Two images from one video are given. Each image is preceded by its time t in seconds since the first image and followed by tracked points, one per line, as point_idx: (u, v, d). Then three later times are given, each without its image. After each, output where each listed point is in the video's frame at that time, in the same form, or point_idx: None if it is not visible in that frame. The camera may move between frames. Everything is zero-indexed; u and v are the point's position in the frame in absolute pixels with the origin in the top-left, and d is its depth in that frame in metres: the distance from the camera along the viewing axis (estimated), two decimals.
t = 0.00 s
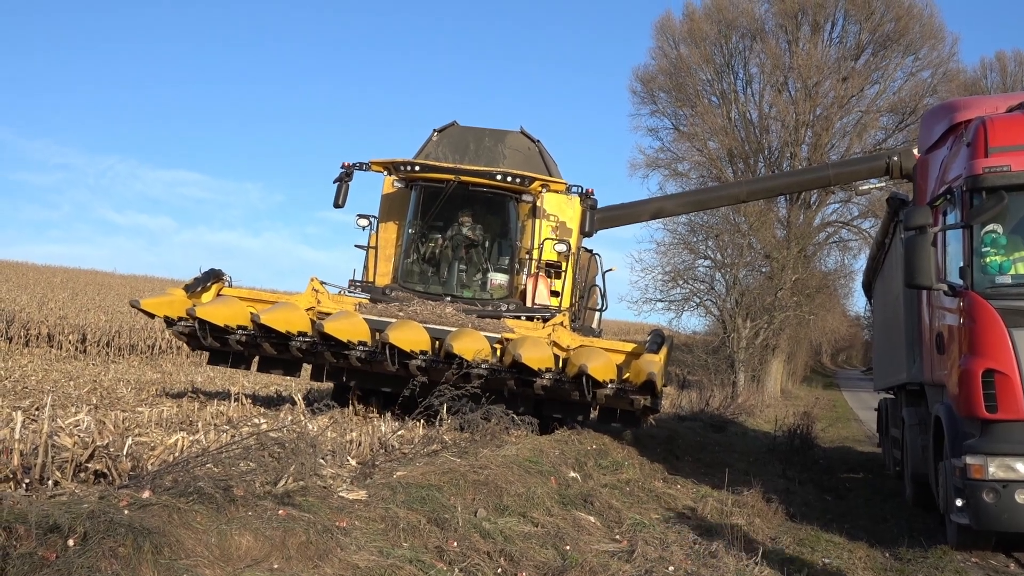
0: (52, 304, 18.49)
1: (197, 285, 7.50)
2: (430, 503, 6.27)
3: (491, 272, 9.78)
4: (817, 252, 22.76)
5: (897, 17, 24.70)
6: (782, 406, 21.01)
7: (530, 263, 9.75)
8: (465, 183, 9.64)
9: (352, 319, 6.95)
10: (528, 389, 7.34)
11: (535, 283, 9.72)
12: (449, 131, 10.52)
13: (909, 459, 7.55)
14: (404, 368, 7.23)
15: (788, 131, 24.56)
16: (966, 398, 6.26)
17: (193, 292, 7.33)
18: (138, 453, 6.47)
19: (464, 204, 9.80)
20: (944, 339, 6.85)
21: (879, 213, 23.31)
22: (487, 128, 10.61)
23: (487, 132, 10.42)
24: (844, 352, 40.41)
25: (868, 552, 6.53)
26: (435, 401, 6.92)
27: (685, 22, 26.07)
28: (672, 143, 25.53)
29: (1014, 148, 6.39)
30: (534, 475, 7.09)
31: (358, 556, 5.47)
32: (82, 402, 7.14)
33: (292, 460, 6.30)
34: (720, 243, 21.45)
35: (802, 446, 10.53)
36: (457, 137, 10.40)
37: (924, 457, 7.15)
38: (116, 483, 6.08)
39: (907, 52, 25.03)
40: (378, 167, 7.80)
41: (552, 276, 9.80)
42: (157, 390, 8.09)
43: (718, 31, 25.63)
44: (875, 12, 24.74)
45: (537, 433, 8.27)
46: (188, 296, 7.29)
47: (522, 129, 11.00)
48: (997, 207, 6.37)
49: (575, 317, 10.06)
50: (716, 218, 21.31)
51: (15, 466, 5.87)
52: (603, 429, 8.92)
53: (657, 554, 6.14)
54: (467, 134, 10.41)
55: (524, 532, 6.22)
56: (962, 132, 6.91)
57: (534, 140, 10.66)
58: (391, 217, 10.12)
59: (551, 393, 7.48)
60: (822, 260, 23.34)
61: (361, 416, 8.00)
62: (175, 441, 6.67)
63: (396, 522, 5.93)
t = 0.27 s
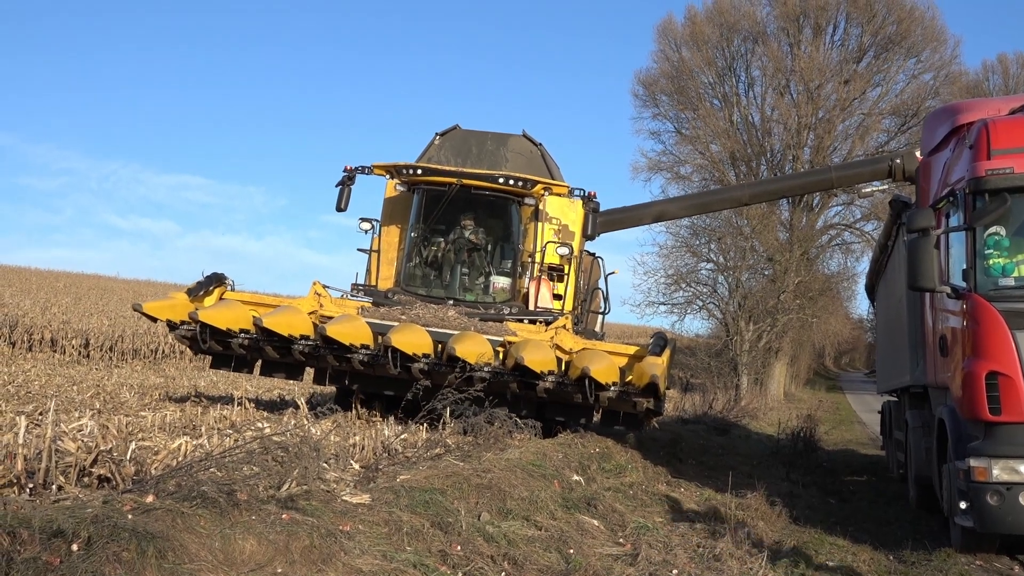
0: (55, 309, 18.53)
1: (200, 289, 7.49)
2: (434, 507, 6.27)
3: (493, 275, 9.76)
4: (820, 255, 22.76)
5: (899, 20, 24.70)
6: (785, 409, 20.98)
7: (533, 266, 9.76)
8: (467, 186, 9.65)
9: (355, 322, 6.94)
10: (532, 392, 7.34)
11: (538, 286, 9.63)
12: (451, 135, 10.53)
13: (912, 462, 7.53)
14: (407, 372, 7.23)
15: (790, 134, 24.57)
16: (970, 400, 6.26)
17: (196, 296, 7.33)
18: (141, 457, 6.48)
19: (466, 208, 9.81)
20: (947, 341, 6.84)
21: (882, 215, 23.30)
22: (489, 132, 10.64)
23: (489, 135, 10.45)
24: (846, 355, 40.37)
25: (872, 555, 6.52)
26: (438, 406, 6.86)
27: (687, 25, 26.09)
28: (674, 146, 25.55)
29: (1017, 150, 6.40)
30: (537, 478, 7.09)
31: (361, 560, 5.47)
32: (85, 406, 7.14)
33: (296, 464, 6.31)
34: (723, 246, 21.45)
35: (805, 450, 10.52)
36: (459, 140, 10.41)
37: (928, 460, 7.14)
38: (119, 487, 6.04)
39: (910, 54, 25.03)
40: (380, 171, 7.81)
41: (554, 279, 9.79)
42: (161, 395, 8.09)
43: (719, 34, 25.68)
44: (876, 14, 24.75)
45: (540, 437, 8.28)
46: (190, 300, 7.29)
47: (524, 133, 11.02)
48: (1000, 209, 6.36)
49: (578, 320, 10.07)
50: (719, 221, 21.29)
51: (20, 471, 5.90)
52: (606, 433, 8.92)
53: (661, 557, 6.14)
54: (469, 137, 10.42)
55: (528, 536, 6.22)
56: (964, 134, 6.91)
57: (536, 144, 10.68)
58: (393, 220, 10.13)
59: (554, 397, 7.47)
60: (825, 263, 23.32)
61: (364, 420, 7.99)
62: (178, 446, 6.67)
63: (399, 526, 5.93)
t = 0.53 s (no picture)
0: (59, 309, 18.56)
1: (202, 290, 7.48)
2: (437, 508, 6.28)
3: (496, 276, 9.77)
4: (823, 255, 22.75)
5: (902, 20, 24.63)
6: (789, 410, 20.97)
7: (536, 267, 9.80)
8: (470, 187, 9.64)
9: (358, 323, 6.94)
10: (535, 393, 7.34)
11: (541, 287, 9.67)
12: (454, 135, 10.53)
13: (915, 462, 7.52)
14: (409, 373, 7.22)
15: (793, 134, 24.55)
16: (973, 401, 6.26)
17: (199, 297, 7.32)
18: (144, 458, 6.49)
19: (469, 208, 9.81)
20: (950, 342, 6.84)
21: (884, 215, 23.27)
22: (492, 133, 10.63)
23: (493, 136, 10.45)
24: (849, 355, 40.34)
25: (876, 556, 6.52)
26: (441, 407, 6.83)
27: (690, 25, 26.09)
28: (677, 146, 25.53)
29: (1021, 150, 6.40)
30: (540, 479, 7.09)
31: (365, 561, 5.47)
32: (89, 407, 7.13)
33: (299, 465, 6.32)
34: (726, 246, 21.43)
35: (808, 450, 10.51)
36: (462, 141, 10.40)
37: (931, 460, 7.13)
38: (122, 488, 6.03)
39: (913, 54, 24.99)
40: (383, 172, 7.80)
41: (557, 280, 9.84)
42: (164, 395, 8.09)
43: (722, 34, 25.69)
44: (880, 14, 24.73)
45: (542, 437, 8.28)
46: (192, 301, 7.28)
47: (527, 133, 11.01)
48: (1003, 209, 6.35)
49: (580, 320, 10.08)
50: (721, 221, 21.31)
51: (23, 472, 5.92)
52: (609, 434, 8.92)
53: (664, 558, 6.14)
54: (472, 138, 10.42)
55: (531, 536, 6.22)
56: (967, 134, 6.90)
57: (538, 144, 10.68)
58: (396, 221, 10.13)
59: (556, 398, 7.47)
60: (827, 264, 23.30)
61: (368, 420, 7.99)
62: (181, 447, 6.68)
63: (402, 526, 5.94)
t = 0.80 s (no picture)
0: (61, 311, 18.56)
1: (206, 291, 7.47)
2: (440, 509, 6.27)
3: (499, 277, 9.78)
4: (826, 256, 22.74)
5: (904, 21, 24.62)
6: (790, 411, 20.95)
7: (539, 268, 9.76)
8: (473, 189, 9.64)
9: (362, 324, 6.93)
10: (538, 395, 7.33)
11: (543, 288, 9.68)
12: (457, 137, 10.53)
13: (918, 463, 7.49)
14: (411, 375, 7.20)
15: (795, 135, 24.56)
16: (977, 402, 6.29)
17: (202, 299, 7.29)
18: (147, 460, 6.50)
19: (471, 210, 9.81)
20: (954, 343, 6.83)
21: (887, 216, 23.25)
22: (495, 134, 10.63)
23: (495, 137, 10.44)
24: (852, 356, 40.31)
25: (878, 557, 6.52)
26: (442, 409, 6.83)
27: (692, 27, 26.10)
28: (679, 148, 25.53)
29: None
30: (543, 480, 7.08)
31: (367, 563, 5.47)
32: (91, 409, 7.13)
33: (302, 466, 6.33)
34: (728, 248, 21.43)
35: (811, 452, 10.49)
36: (465, 142, 10.40)
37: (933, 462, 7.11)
38: (125, 490, 6.06)
39: (915, 55, 24.98)
40: (386, 174, 7.79)
41: (560, 282, 9.81)
42: (166, 397, 8.08)
43: (724, 35, 25.70)
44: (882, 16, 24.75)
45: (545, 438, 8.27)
46: (196, 303, 7.25)
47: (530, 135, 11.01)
48: (1006, 211, 6.34)
49: (583, 322, 10.04)
50: (724, 222, 21.34)
51: (26, 474, 5.95)
52: (611, 435, 8.89)
53: (667, 560, 6.14)
54: (475, 139, 10.42)
55: (534, 538, 6.22)
56: (970, 135, 6.89)
57: (541, 145, 10.68)
58: (399, 223, 10.13)
59: (559, 400, 7.47)
60: (830, 265, 23.29)
61: (370, 423, 7.98)
62: (184, 448, 6.68)
63: (405, 528, 5.94)
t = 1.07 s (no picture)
0: (61, 313, 18.53)
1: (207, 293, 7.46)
2: (440, 511, 6.27)
3: (499, 279, 9.79)
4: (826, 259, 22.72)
5: (904, 24, 24.70)
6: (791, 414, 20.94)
7: (539, 271, 9.76)
8: (473, 191, 9.65)
9: (362, 326, 6.93)
10: (538, 397, 7.33)
11: (544, 290, 9.65)
12: (457, 139, 10.53)
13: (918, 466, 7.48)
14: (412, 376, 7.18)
15: (795, 138, 24.56)
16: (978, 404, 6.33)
17: (202, 300, 7.25)
18: (147, 461, 6.50)
19: (472, 212, 9.82)
20: (954, 345, 6.83)
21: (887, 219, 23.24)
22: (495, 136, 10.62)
23: (496, 139, 10.45)
24: (852, 359, 40.32)
25: (879, 560, 6.52)
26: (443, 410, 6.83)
27: (692, 29, 26.12)
28: (679, 150, 25.52)
29: None
30: (543, 482, 7.08)
31: (367, 565, 5.47)
32: (91, 410, 7.12)
33: (302, 468, 6.33)
34: (728, 250, 21.44)
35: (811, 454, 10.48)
36: (466, 144, 10.40)
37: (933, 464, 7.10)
38: (125, 492, 6.07)
39: (915, 58, 24.98)
40: (387, 175, 7.78)
41: (560, 284, 9.75)
42: (166, 399, 8.07)
43: (724, 37, 25.71)
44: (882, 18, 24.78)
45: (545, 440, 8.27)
46: (196, 304, 7.22)
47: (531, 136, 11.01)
48: (1006, 213, 6.36)
49: (584, 324, 10.04)
50: (724, 225, 21.37)
51: (25, 476, 5.95)
52: (612, 437, 8.87)
53: (667, 562, 6.14)
54: (476, 141, 10.42)
55: (534, 540, 6.21)
56: (970, 137, 6.90)
57: (541, 147, 10.68)
58: (399, 225, 10.13)
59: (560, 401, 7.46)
60: (830, 267, 23.28)
61: (371, 424, 7.98)
62: (185, 450, 6.68)
63: (405, 530, 5.93)
